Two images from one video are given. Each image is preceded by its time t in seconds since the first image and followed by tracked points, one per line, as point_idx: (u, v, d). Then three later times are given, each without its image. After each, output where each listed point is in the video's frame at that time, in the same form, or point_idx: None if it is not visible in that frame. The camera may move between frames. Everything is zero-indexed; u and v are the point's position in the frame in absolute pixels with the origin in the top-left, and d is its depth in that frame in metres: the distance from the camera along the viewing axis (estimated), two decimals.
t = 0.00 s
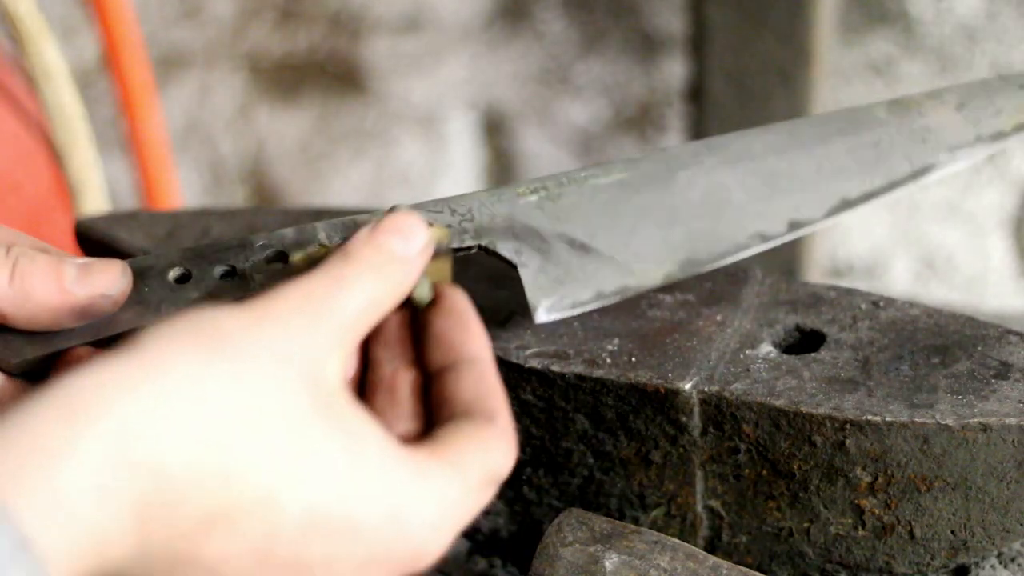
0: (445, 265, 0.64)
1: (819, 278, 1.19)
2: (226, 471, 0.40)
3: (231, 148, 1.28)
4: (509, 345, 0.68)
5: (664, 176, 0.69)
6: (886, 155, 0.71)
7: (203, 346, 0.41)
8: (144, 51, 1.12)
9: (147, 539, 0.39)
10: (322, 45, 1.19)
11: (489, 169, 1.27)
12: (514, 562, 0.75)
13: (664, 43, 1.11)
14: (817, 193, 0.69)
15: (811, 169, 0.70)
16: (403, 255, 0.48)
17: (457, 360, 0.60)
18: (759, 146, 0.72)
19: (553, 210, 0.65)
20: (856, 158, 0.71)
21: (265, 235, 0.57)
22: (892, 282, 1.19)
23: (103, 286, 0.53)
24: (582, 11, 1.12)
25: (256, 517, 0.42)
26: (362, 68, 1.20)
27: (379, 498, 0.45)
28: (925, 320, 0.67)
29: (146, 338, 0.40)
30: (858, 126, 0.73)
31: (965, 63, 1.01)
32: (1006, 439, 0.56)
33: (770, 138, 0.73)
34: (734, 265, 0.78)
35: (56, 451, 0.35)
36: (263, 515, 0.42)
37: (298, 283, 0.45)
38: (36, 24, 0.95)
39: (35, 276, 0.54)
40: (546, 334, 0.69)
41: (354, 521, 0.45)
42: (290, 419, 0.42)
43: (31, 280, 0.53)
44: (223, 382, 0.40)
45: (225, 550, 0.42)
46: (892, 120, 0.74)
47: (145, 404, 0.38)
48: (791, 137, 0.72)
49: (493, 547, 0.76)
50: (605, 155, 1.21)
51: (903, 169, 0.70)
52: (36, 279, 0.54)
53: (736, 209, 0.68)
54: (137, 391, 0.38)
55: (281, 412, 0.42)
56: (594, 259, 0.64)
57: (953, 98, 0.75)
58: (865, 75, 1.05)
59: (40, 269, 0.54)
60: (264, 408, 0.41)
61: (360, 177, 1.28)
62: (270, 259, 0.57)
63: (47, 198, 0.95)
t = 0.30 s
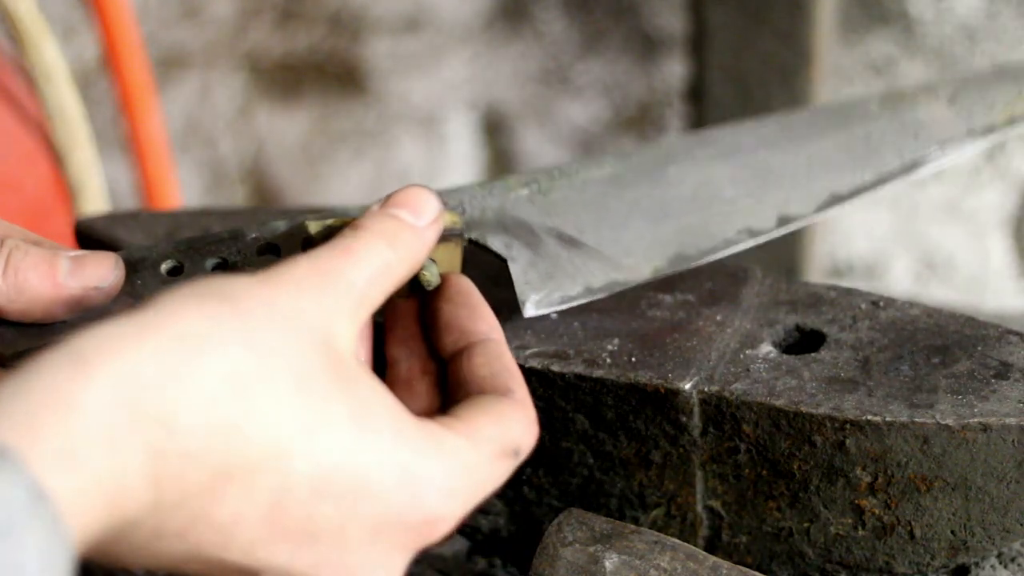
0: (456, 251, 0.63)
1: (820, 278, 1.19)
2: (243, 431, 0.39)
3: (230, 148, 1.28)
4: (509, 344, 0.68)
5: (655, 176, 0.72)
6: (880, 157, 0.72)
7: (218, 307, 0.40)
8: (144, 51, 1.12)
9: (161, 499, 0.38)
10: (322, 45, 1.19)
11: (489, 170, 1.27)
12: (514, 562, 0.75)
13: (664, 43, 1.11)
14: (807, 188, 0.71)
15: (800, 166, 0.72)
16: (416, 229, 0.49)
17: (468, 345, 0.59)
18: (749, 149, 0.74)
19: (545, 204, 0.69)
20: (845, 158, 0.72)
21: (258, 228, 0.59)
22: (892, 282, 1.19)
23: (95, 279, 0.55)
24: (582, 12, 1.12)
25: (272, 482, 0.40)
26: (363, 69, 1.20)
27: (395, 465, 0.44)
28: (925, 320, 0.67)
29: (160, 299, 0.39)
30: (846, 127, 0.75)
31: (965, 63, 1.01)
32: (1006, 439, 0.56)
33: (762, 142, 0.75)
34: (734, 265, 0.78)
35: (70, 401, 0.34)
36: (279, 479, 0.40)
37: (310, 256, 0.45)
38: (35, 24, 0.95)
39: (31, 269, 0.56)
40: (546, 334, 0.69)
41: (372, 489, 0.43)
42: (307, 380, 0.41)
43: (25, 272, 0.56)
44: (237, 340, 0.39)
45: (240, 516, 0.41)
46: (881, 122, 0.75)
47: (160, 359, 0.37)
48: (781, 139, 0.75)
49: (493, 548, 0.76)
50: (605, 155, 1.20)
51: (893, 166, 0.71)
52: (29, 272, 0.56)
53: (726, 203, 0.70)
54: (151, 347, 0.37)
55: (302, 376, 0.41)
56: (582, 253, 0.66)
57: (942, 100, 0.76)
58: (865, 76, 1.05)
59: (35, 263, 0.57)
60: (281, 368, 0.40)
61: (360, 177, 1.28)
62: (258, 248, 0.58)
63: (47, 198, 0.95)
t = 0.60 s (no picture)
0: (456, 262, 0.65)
1: (819, 278, 1.21)
2: (244, 430, 0.38)
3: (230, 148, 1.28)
4: (509, 344, 0.68)
5: (655, 186, 0.71)
6: (878, 172, 0.72)
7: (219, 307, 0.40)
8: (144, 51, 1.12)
9: (163, 500, 0.38)
10: (322, 44, 1.18)
11: (489, 169, 1.33)
12: (514, 561, 0.75)
13: (664, 44, 1.11)
14: (804, 204, 0.71)
15: (799, 181, 0.72)
16: (411, 233, 0.48)
17: (470, 349, 0.59)
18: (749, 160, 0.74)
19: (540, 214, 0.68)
20: (844, 171, 0.72)
21: (258, 234, 0.59)
22: (892, 282, 1.20)
23: (94, 279, 0.55)
24: (582, 14, 1.13)
25: (274, 481, 0.40)
26: (363, 69, 1.21)
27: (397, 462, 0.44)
28: (925, 320, 0.67)
29: (160, 300, 0.39)
30: (846, 140, 0.74)
31: (965, 63, 1.01)
32: (1006, 439, 0.56)
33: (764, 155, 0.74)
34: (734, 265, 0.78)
35: (69, 402, 0.34)
36: (280, 479, 0.40)
37: (311, 258, 0.45)
38: (35, 25, 0.95)
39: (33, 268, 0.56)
40: (546, 334, 0.69)
41: (374, 487, 0.43)
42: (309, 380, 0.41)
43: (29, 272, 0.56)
44: (237, 339, 0.39)
45: (243, 515, 0.41)
46: (881, 134, 0.75)
47: (159, 360, 0.37)
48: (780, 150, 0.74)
49: (493, 548, 0.76)
50: (605, 155, 1.21)
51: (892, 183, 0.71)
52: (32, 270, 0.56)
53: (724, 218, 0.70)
54: (151, 348, 0.37)
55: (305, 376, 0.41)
56: (581, 265, 0.66)
57: (941, 114, 0.76)
58: (865, 76, 1.06)
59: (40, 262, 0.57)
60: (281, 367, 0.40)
61: (362, 177, 1.29)
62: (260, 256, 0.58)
63: (47, 198, 0.95)
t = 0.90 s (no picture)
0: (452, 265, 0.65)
1: (819, 278, 1.20)
2: (245, 426, 0.39)
3: (230, 148, 1.28)
4: (509, 343, 0.68)
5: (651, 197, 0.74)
6: (871, 189, 0.73)
7: (216, 306, 0.40)
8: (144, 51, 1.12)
9: (164, 498, 0.38)
10: (322, 44, 1.18)
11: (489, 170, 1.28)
12: (514, 561, 0.75)
13: (664, 44, 1.11)
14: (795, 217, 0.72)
15: (792, 193, 0.74)
16: (406, 239, 0.51)
17: (461, 341, 0.59)
18: (745, 170, 0.76)
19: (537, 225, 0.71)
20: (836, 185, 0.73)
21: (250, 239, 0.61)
22: (892, 283, 1.19)
23: (86, 284, 0.54)
24: (582, 12, 1.12)
25: (275, 475, 0.41)
26: (363, 69, 1.19)
27: (398, 455, 0.45)
28: (925, 320, 0.67)
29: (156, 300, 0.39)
30: (841, 153, 0.75)
31: (965, 63, 1.01)
32: (1006, 440, 0.56)
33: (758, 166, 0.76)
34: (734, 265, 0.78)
35: (70, 398, 0.34)
36: (281, 473, 0.41)
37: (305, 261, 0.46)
38: (35, 24, 0.95)
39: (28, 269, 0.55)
40: (546, 334, 0.69)
41: (374, 480, 0.44)
42: (307, 376, 0.41)
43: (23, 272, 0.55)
44: (235, 337, 0.39)
45: (244, 512, 0.41)
46: (873, 149, 0.75)
47: (159, 356, 0.37)
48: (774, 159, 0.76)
49: (494, 548, 0.76)
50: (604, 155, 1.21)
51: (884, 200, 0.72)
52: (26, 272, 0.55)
53: (717, 230, 0.72)
54: (151, 345, 0.37)
55: (306, 375, 0.41)
56: (571, 277, 0.69)
57: (935, 129, 0.76)
58: (865, 76, 1.06)
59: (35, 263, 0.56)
60: (279, 363, 0.40)
61: (360, 176, 1.28)
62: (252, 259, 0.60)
63: (47, 197, 0.95)
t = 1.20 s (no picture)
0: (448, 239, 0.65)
1: (819, 278, 1.20)
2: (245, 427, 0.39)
3: (230, 148, 1.28)
4: (509, 343, 0.69)
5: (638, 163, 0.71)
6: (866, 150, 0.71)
7: (215, 305, 0.40)
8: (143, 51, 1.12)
9: (164, 497, 0.38)
10: (321, 45, 1.18)
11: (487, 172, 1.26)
12: (515, 561, 0.75)
13: (664, 44, 1.11)
14: (788, 179, 0.70)
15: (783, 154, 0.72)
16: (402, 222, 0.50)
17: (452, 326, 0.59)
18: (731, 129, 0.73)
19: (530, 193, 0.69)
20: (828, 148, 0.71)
21: (241, 210, 0.61)
22: (892, 283, 1.19)
23: (78, 275, 0.56)
24: (582, 12, 1.12)
25: (276, 475, 0.40)
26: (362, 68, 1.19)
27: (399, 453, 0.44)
28: (925, 320, 0.67)
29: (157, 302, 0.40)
30: (834, 107, 0.73)
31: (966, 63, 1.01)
32: (1006, 440, 0.56)
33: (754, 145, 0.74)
34: (735, 265, 0.78)
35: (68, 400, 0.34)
36: (284, 471, 0.40)
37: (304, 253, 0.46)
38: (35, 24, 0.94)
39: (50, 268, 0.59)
40: (546, 334, 0.69)
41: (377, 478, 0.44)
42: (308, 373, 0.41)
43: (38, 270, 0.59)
44: (234, 335, 0.39)
45: (246, 510, 0.41)
46: (870, 98, 0.73)
47: (157, 358, 0.37)
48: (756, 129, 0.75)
49: (494, 547, 0.76)
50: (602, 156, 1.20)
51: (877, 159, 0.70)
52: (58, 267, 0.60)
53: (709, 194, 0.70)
54: (150, 347, 0.37)
55: (308, 370, 0.41)
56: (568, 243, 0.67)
57: (931, 77, 0.74)
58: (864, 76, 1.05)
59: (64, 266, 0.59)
60: (279, 362, 0.40)
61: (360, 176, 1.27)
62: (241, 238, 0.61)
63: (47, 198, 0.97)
